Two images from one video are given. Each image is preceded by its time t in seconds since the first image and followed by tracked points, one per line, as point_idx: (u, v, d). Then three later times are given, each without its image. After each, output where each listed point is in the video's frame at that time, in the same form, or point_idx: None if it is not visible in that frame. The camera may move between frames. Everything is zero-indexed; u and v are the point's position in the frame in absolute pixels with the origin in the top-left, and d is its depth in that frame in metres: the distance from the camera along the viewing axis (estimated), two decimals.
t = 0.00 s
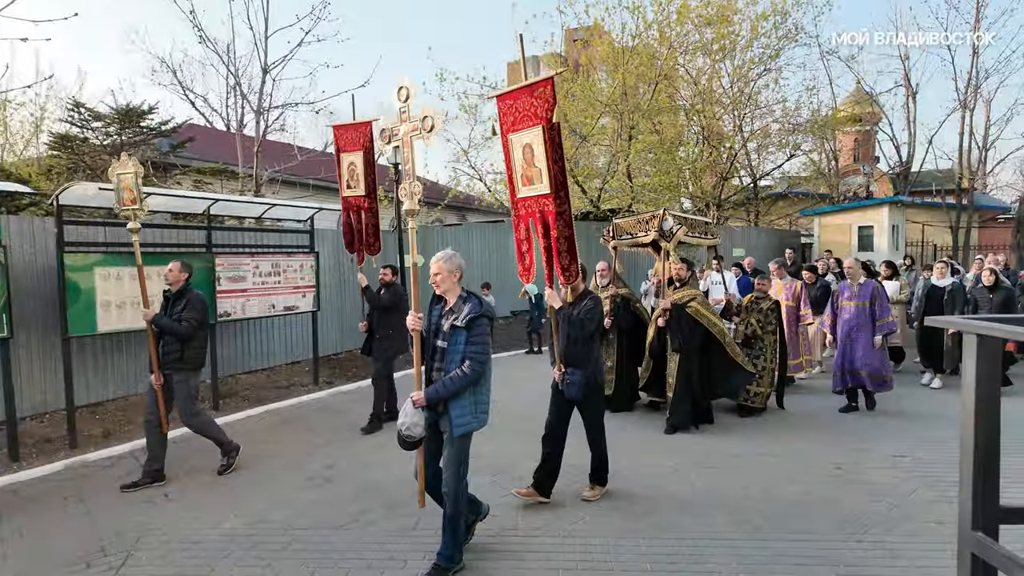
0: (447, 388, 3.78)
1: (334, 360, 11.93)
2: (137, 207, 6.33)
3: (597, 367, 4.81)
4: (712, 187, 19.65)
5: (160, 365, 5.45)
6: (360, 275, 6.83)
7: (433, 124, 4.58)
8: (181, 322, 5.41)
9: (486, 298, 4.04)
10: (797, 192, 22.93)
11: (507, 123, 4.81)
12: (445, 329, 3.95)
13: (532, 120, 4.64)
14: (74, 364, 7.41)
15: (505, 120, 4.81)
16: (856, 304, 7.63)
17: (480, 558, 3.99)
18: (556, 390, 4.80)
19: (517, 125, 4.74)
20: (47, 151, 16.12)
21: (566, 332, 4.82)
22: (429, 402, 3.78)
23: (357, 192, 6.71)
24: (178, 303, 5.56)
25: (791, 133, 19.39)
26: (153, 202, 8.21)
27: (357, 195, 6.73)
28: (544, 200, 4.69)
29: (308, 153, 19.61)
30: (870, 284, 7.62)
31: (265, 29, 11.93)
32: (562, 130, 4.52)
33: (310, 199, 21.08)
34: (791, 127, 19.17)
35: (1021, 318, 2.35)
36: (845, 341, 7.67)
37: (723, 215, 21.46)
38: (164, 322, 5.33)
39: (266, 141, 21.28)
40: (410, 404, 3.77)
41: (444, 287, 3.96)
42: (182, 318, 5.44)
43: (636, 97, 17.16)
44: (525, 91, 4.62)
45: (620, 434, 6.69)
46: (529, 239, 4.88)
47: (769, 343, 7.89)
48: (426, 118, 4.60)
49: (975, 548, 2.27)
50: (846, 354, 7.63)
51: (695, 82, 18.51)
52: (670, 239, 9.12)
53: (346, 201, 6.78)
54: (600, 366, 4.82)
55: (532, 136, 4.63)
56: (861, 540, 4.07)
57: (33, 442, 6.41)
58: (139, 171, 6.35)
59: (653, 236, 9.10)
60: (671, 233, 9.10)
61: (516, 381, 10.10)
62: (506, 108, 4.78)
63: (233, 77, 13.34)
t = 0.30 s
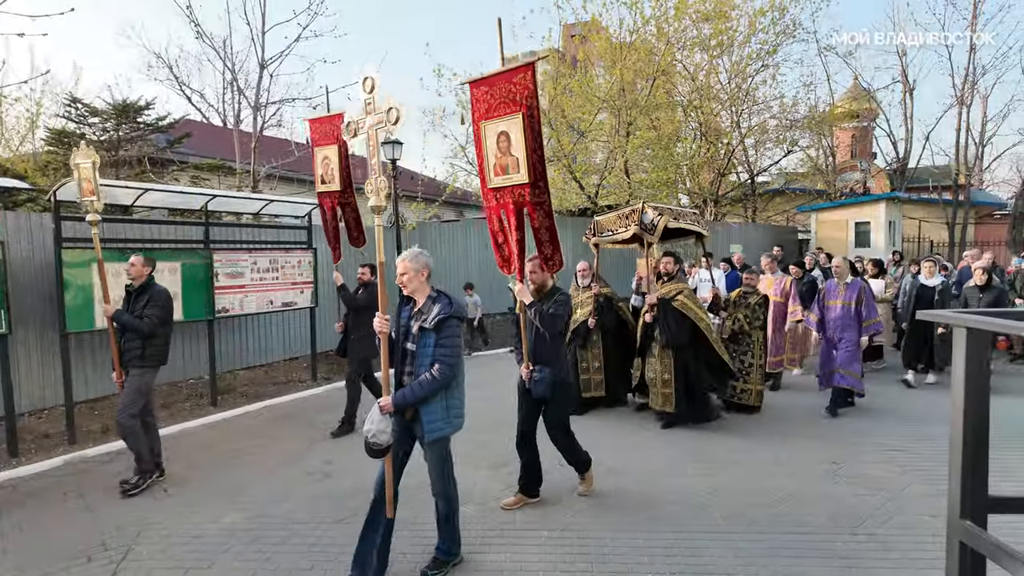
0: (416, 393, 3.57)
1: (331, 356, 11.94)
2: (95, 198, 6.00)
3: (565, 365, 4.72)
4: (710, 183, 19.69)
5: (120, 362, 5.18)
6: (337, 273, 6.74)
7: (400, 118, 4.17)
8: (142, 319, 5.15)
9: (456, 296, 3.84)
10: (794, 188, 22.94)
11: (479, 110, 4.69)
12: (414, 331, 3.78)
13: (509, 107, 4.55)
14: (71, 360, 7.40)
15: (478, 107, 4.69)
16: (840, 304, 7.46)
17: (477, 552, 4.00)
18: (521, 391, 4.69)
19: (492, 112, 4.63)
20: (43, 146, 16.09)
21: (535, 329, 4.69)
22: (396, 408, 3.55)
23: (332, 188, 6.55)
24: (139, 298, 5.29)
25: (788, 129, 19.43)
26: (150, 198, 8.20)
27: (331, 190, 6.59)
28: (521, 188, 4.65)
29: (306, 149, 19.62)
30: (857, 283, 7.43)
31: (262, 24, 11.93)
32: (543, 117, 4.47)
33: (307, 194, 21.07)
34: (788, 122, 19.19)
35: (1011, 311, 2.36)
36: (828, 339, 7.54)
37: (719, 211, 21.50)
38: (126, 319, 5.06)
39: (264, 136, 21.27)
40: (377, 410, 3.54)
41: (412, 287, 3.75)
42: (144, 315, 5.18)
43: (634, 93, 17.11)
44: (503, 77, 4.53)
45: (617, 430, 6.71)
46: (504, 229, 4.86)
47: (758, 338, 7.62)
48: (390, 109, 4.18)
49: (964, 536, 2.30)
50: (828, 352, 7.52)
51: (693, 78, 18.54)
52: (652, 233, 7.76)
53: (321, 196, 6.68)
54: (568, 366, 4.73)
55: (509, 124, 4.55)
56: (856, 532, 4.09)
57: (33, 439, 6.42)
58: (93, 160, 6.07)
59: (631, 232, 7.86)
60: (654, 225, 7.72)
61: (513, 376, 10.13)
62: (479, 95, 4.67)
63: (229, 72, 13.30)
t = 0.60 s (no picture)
0: (365, 402, 3.36)
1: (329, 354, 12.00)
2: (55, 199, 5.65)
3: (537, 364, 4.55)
4: (707, 182, 19.75)
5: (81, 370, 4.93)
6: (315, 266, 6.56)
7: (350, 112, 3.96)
8: (104, 326, 4.90)
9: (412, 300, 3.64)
10: (790, 186, 23.03)
11: (454, 102, 4.54)
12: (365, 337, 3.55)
13: (485, 100, 4.40)
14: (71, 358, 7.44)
15: (452, 99, 4.53)
16: (827, 304, 7.32)
17: (476, 546, 4.06)
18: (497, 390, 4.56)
19: (467, 104, 4.48)
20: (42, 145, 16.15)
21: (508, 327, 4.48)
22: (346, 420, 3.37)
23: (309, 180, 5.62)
24: (103, 304, 5.06)
25: (784, 128, 19.49)
26: (150, 197, 8.26)
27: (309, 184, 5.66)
28: (497, 183, 4.50)
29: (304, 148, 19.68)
30: (844, 283, 7.27)
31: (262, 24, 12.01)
32: (520, 111, 4.32)
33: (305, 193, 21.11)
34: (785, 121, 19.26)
35: (996, 307, 2.42)
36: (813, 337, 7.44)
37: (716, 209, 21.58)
38: (86, 326, 4.81)
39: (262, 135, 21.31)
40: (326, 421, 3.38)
41: (365, 291, 3.53)
42: (106, 321, 4.94)
43: (632, 92, 17.14)
44: (480, 68, 4.38)
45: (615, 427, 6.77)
46: (477, 225, 4.69)
47: (742, 340, 7.73)
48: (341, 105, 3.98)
49: (945, 522, 2.35)
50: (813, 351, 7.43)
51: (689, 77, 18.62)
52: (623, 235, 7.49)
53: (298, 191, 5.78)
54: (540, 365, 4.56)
55: (485, 118, 4.40)
56: (849, 526, 4.15)
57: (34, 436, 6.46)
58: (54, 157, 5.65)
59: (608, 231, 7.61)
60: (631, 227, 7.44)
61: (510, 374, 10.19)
62: (454, 86, 4.50)
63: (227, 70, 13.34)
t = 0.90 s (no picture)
0: (314, 403, 3.25)
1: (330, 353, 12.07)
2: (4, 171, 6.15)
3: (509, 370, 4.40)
4: (703, 182, 19.85)
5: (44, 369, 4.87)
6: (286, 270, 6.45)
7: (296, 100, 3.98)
8: (65, 324, 4.83)
9: (366, 299, 3.54)
10: (787, 186, 23.10)
11: (425, 102, 4.43)
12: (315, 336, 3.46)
13: (453, 99, 4.28)
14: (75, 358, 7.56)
15: (423, 98, 4.42)
16: (811, 302, 7.38)
17: (476, 540, 4.15)
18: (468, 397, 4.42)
19: (437, 103, 4.36)
20: (43, 146, 16.24)
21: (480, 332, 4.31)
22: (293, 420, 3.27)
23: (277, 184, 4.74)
24: (65, 301, 4.98)
25: (780, 128, 19.58)
26: (151, 198, 8.35)
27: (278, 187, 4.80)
28: (466, 185, 4.37)
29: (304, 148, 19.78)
30: (828, 282, 7.32)
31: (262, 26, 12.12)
32: (487, 109, 4.18)
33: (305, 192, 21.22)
34: (780, 121, 19.40)
35: (964, 303, 2.50)
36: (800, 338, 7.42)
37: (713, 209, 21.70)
38: (46, 325, 4.76)
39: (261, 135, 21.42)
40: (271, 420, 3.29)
41: (315, 288, 3.45)
42: (66, 320, 4.86)
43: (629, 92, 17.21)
44: (449, 66, 4.28)
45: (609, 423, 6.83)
46: (449, 228, 4.56)
47: (724, 337, 7.81)
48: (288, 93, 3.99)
49: (911, 508, 2.44)
50: (800, 352, 7.39)
51: (686, 78, 18.72)
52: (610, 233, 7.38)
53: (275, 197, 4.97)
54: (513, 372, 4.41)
55: (452, 117, 4.28)
56: (838, 520, 4.24)
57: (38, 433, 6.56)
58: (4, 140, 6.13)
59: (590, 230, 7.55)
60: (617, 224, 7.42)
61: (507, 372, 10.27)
62: (424, 84, 4.40)
63: (226, 71, 13.43)
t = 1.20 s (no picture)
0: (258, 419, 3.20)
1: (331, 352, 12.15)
2: None
3: (484, 370, 4.34)
4: (703, 181, 19.92)
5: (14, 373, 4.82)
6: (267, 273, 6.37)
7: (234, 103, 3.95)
8: (36, 327, 4.78)
9: (319, 307, 3.46)
10: (787, 185, 23.15)
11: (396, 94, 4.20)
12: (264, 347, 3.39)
13: (419, 90, 4.03)
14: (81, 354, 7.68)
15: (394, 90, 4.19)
16: (788, 304, 7.43)
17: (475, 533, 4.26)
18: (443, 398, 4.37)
19: (406, 95, 4.12)
20: (46, 145, 16.34)
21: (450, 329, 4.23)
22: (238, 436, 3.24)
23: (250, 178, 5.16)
24: (34, 303, 4.91)
25: (779, 127, 19.67)
26: (155, 198, 8.45)
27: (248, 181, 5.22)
28: (434, 180, 4.11)
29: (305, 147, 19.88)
30: (804, 283, 7.40)
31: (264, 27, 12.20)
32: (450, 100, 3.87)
33: (307, 192, 21.33)
34: (779, 120, 19.49)
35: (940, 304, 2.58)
36: (780, 341, 7.44)
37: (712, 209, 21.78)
38: (16, 328, 4.69)
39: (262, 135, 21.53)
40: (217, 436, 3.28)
41: (269, 297, 3.37)
42: (37, 322, 4.80)
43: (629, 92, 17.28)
44: (415, 56, 4.03)
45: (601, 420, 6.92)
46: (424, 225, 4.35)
47: (707, 340, 7.46)
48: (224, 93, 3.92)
49: (875, 492, 2.57)
50: (783, 354, 7.40)
51: (686, 77, 18.83)
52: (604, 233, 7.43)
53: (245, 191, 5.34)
54: (489, 371, 4.34)
55: (419, 109, 4.03)
56: (828, 514, 4.34)
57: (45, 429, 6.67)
58: None
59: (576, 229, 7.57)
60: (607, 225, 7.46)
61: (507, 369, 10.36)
62: (394, 74, 4.17)
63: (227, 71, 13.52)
